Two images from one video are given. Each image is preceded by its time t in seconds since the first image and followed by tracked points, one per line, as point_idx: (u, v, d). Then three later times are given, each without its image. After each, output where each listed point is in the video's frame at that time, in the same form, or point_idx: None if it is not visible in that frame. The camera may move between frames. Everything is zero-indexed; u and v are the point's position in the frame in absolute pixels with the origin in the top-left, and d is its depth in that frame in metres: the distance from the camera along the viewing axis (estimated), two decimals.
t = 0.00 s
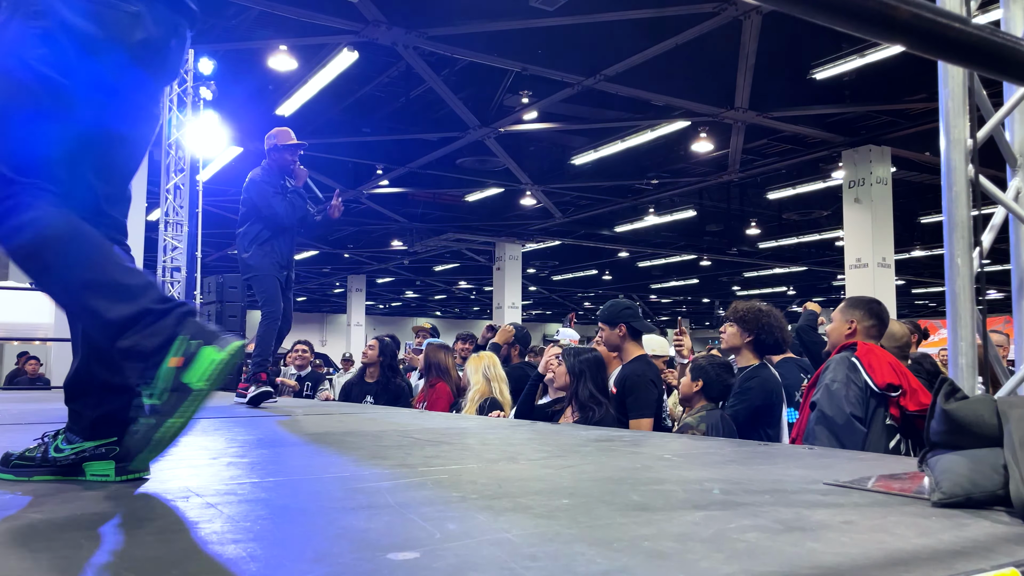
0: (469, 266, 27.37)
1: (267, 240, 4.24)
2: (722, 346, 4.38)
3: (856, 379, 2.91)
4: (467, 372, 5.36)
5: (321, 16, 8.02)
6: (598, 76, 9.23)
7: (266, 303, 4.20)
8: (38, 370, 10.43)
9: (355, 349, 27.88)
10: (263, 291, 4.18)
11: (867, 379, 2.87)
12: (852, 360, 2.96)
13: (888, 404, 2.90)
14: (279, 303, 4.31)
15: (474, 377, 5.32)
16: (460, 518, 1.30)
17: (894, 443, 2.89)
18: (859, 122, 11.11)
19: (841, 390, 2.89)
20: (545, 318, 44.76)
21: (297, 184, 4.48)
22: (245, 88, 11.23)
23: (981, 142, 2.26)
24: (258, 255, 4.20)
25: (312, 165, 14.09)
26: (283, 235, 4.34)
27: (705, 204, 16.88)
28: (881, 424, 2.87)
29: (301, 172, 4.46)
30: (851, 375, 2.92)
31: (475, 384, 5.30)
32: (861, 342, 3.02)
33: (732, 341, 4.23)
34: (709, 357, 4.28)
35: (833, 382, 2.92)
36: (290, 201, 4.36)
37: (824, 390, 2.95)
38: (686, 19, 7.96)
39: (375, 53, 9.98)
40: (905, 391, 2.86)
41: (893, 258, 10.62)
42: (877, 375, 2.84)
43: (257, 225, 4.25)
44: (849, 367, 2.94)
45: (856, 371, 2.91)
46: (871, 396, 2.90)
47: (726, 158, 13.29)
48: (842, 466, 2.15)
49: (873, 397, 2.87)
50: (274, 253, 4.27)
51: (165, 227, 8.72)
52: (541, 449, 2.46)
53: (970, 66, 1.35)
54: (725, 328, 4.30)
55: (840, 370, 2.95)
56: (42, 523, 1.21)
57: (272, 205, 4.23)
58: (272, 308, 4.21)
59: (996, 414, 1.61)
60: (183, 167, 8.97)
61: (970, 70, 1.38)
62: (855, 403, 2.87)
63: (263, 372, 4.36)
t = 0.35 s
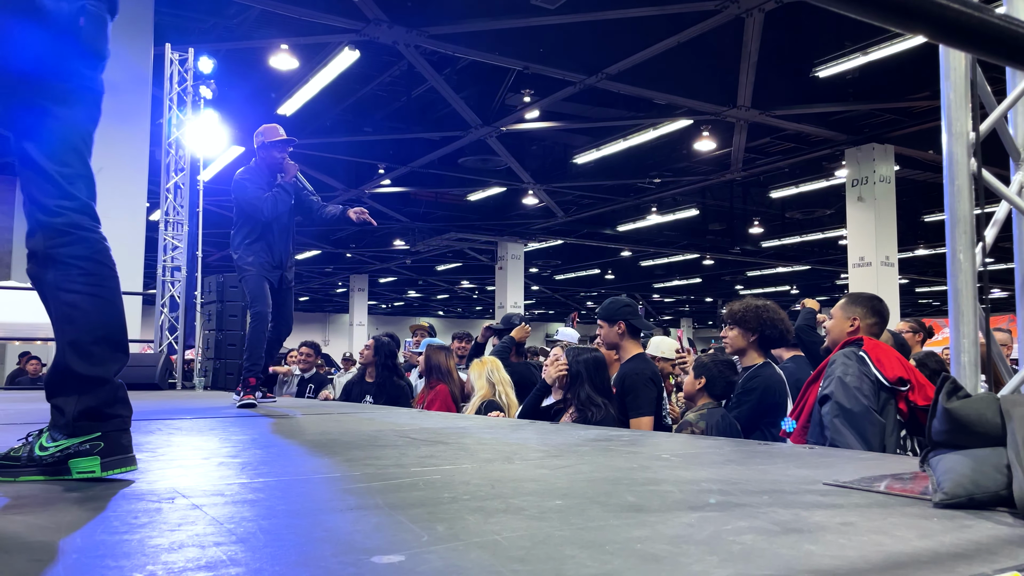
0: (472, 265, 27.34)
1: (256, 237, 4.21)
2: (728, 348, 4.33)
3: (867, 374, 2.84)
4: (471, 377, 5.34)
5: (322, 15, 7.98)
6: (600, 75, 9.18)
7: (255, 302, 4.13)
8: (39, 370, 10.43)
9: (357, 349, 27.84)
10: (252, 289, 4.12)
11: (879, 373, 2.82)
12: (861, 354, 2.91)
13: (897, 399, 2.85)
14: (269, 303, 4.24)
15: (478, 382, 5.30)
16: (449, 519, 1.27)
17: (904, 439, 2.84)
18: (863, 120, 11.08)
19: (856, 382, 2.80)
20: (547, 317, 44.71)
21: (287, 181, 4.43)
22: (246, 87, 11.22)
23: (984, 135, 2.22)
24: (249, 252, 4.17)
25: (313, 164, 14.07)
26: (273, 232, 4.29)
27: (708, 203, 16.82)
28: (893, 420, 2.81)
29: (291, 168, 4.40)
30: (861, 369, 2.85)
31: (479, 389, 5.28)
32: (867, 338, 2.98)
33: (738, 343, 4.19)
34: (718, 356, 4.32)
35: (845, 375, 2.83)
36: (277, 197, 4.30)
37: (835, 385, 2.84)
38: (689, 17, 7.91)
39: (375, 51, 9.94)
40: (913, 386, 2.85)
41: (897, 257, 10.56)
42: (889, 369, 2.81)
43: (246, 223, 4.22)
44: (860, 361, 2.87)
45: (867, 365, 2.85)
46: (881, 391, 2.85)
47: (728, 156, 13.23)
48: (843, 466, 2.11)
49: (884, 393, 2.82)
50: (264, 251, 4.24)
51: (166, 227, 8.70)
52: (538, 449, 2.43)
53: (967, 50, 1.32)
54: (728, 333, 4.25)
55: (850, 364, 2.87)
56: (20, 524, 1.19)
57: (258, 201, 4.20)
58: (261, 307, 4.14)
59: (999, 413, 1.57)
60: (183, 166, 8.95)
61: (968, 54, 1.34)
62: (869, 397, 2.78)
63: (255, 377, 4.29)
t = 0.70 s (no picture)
0: (474, 265, 27.30)
1: (251, 232, 4.19)
2: (732, 352, 4.31)
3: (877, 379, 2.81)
4: (477, 379, 5.31)
5: (323, 15, 7.97)
6: (602, 73, 9.18)
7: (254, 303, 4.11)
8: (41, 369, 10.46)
9: (360, 348, 27.83)
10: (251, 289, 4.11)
11: (889, 378, 2.79)
12: (869, 360, 2.89)
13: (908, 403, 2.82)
14: (269, 303, 4.22)
15: (484, 384, 5.28)
16: (442, 520, 1.25)
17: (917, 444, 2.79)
18: (866, 119, 11.11)
19: (870, 387, 2.76)
20: (550, 317, 44.66)
21: (280, 173, 4.40)
22: (249, 87, 11.22)
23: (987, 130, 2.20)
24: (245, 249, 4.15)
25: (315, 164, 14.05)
26: (269, 226, 4.26)
27: (711, 202, 16.79)
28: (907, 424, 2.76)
29: (284, 158, 4.38)
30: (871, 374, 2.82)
31: (484, 390, 5.26)
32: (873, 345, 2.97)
33: (741, 344, 4.17)
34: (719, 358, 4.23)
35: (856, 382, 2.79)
36: (269, 189, 4.26)
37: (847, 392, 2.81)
38: (692, 15, 7.86)
39: (377, 50, 9.92)
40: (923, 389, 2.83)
41: (900, 256, 10.52)
42: (899, 373, 2.78)
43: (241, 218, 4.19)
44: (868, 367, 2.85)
45: (877, 370, 2.82)
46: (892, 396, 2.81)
47: (731, 155, 13.17)
48: (845, 465, 2.08)
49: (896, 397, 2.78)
50: (261, 246, 4.20)
51: (168, 227, 8.72)
52: (537, 449, 2.40)
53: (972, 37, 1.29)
54: (731, 335, 4.23)
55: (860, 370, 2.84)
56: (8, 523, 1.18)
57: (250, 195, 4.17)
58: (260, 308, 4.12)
59: (1004, 411, 1.54)
60: (184, 166, 8.95)
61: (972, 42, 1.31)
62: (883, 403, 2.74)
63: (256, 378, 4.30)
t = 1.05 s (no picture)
0: (477, 264, 27.28)
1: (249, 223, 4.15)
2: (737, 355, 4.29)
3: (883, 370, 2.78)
4: (489, 370, 5.29)
5: (324, 14, 7.95)
6: (604, 73, 9.15)
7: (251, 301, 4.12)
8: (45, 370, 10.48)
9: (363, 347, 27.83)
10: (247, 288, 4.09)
11: (895, 370, 2.77)
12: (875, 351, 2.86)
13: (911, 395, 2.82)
14: (269, 301, 4.25)
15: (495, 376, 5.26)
16: (438, 522, 1.23)
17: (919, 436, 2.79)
18: (868, 117, 11.06)
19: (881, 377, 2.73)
20: (553, 316, 44.62)
21: (279, 164, 4.35)
22: (250, 87, 11.21)
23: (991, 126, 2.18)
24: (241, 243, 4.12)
25: (318, 164, 14.05)
26: (267, 217, 4.19)
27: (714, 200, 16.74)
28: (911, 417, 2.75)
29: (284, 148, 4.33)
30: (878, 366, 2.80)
31: (492, 381, 5.25)
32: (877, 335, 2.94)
33: (743, 348, 4.15)
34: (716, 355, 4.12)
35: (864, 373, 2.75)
36: (269, 179, 4.20)
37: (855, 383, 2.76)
38: (695, 13, 7.82)
39: (379, 49, 9.89)
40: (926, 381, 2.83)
41: (904, 254, 10.48)
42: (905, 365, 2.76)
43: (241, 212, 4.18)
44: (875, 358, 2.82)
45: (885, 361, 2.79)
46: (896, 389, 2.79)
47: (734, 153, 13.12)
48: (848, 465, 2.06)
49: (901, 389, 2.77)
50: (260, 238, 4.15)
51: (170, 227, 8.72)
52: (537, 449, 2.38)
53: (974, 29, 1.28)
54: (731, 339, 4.21)
55: (867, 361, 2.81)
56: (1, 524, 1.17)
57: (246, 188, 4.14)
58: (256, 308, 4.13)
59: (1008, 411, 1.52)
60: (186, 166, 8.96)
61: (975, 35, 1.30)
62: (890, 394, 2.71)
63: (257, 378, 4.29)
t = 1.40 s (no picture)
0: (479, 264, 27.30)
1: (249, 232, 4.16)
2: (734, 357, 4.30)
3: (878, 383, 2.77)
4: (489, 377, 5.29)
5: (326, 14, 7.94)
6: (605, 72, 9.13)
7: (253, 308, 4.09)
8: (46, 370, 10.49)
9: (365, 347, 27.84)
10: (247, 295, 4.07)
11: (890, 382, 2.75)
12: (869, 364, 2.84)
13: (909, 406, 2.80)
14: (269, 311, 4.16)
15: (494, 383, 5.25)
16: (432, 526, 1.22)
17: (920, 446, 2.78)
18: (871, 116, 11.02)
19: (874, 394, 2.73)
20: (555, 315, 44.59)
21: (280, 171, 4.32)
22: (252, 86, 11.21)
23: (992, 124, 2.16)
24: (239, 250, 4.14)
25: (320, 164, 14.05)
26: (265, 223, 4.19)
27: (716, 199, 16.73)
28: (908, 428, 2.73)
29: (285, 154, 4.31)
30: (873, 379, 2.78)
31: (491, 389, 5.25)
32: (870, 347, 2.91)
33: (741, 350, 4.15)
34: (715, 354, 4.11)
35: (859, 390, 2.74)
36: (268, 186, 4.19)
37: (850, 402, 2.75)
38: (696, 13, 7.80)
39: (380, 49, 9.91)
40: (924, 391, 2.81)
41: (907, 254, 10.46)
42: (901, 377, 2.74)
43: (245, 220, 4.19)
44: (868, 372, 2.81)
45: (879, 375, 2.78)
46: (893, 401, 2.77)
47: (736, 152, 13.10)
48: (848, 467, 2.05)
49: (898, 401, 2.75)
50: (257, 245, 4.14)
51: (171, 227, 8.72)
52: (535, 450, 2.37)
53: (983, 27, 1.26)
54: (729, 343, 4.23)
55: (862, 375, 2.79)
56: None
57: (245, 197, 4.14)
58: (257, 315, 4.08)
59: (1009, 412, 1.51)
60: (188, 166, 8.96)
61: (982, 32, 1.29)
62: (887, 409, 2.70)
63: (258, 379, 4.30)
